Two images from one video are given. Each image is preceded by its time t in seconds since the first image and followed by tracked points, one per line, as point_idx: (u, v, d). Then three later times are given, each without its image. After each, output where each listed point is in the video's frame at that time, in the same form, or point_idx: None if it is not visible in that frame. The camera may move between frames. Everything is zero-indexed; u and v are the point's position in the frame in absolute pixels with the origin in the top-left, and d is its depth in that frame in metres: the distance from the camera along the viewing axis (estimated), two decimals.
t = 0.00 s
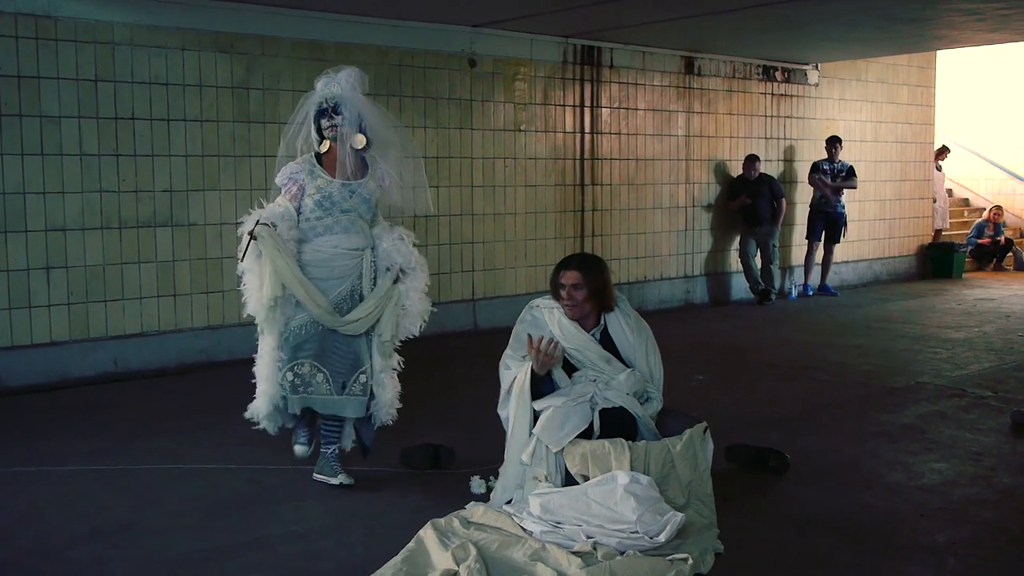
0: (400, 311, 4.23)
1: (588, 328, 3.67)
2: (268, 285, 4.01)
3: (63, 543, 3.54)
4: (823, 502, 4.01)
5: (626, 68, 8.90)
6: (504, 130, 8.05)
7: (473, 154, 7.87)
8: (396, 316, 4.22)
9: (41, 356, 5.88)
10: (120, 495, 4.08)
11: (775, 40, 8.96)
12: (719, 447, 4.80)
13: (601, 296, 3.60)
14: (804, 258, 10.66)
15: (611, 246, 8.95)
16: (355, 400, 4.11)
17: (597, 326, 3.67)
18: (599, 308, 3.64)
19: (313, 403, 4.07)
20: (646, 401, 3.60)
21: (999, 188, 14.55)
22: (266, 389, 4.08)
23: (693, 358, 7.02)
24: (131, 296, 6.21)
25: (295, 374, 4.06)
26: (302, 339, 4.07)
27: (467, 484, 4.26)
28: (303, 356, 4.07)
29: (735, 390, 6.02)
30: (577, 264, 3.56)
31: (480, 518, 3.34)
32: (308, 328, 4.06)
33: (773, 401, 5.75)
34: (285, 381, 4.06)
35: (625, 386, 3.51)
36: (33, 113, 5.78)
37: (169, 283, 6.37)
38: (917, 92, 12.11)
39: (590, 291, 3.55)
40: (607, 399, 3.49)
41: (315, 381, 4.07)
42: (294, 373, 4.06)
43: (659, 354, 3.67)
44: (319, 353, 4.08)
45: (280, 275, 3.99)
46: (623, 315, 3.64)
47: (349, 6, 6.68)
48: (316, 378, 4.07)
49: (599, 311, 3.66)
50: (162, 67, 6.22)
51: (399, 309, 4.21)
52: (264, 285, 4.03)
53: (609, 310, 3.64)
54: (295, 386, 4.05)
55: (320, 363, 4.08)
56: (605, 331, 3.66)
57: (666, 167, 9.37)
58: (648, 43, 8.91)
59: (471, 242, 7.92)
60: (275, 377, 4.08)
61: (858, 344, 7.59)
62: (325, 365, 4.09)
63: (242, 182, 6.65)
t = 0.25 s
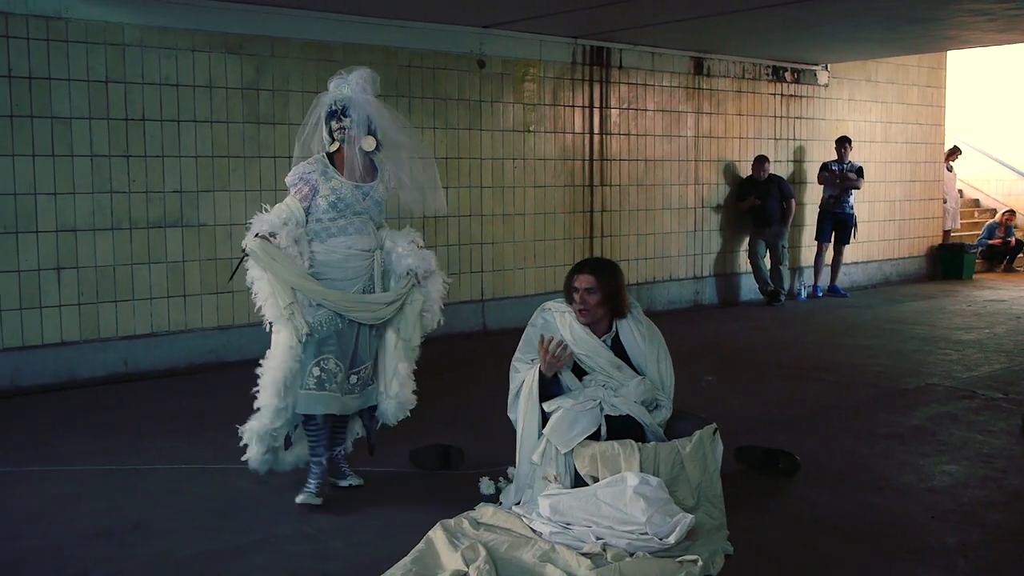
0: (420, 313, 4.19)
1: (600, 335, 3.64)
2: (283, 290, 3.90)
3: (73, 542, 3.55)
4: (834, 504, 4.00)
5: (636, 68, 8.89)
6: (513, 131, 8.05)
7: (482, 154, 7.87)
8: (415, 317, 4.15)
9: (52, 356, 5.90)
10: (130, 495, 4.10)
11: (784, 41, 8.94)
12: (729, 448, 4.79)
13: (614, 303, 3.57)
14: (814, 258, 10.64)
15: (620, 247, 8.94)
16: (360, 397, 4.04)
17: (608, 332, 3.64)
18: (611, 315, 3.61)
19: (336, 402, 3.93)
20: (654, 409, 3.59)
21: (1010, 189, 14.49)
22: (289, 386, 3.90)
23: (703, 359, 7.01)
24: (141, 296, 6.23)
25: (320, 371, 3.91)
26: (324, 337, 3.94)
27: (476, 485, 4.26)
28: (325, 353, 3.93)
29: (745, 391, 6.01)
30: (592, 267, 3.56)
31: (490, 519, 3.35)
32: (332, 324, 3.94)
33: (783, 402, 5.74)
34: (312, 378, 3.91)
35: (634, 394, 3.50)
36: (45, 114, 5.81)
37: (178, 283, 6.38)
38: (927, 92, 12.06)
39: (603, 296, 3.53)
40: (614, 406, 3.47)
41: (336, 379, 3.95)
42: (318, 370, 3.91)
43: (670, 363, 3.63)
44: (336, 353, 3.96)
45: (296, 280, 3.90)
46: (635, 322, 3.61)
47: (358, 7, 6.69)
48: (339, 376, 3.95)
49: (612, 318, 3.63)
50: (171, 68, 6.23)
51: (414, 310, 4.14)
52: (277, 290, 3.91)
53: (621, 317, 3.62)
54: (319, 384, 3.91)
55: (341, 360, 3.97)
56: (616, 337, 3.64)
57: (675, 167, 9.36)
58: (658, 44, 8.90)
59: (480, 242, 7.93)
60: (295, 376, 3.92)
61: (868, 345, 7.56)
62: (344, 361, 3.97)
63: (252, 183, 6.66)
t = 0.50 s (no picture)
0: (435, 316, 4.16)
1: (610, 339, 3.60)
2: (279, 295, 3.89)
3: (85, 542, 3.56)
4: (845, 506, 3.99)
5: (646, 68, 8.88)
6: (523, 131, 8.05)
7: (492, 155, 7.87)
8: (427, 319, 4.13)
9: (64, 356, 5.93)
10: (142, 495, 4.11)
11: (795, 41, 8.91)
12: (739, 449, 4.78)
13: (619, 312, 3.51)
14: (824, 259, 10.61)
15: (630, 248, 8.93)
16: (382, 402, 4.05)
17: (619, 335, 3.60)
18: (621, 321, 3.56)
19: (354, 410, 3.93)
20: (663, 413, 3.57)
21: (1021, 189, 14.42)
22: (311, 399, 3.92)
23: (713, 360, 6.99)
24: (152, 297, 6.25)
25: (339, 381, 3.92)
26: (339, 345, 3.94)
27: (487, 485, 4.26)
28: (343, 362, 3.94)
29: (755, 392, 5.99)
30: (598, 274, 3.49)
31: (501, 520, 3.34)
32: (344, 332, 3.94)
33: (793, 403, 5.72)
34: (329, 388, 3.93)
35: (641, 400, 3.47)
36: (57, 115, 5.83)
37: (189, 284, 6.40)
38: (938, 92, 12.02)
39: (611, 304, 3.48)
40: (622, 413, 3.45)
41: (353, 385, 3.93)
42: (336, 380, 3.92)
43: (681, 369, 3.61)
44: (351, 358, 3.95)
45: (291, 284, 3.88)
46: (646, 326, 3.57)
47: (369, 7, 6.70)
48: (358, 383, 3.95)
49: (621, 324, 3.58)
50: (182, 68, 6.25)
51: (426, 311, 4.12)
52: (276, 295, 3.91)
53: (631, 323, 3.57)
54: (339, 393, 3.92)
55: (360, 368, 3.96)
56: (626, 340, 3.60)
57: (686, 168, 9.34)
58: (668, 44, 8.89)
59: (490, 243, 7.93)
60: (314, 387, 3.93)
61: (879, 346, 7.53)
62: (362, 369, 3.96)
63: (263, 183, 6.68)
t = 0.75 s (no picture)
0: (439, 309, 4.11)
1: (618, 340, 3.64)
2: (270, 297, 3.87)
3: (98, 538, 3.58)
4: (857, 504, 3.97)
5: (657, 65, 8.87)
6: (533, 129, 8.04)
7: (502, 152, 7.87)
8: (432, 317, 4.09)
9: (76, 354, 5.96)
10: (154, 492, 4.13)
11: (806, 37, 8.88)
12: (750, 447, 4.77)
13: (632, 319, 3.55)
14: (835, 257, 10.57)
15: (640, 245, 8.92)
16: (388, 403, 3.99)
17: (627, 335, 3.63)
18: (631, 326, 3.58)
19: (351, 412, 3.89)
20: (674, 409, 3.56)
21: None
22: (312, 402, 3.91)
23: (724, 358, 6.97)
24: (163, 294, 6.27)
25: (337, 383, 3.89)
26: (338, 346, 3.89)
27: (497, 483, 4.26)
28: (340, 364, 3.90)
29: (766, 390, 5.98)
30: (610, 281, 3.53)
31: (512, 517, 3.34)
32: (342, 333, 3.88)
33: (804, 401, 5.71)
34: (329, 390, 3.90)
35: (652, 396, 3.47)
36: (69, 112, 5.86)
37: (200, 281, 6.42)
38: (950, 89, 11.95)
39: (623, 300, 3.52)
40: (633, 408, 3.45)
41: (350, 387, 3.90)
42: (332, 383, 3.89)
43: (690, 366, 3.60)
44: (349, 360, 3.91)
45: (281, 285, 3.84)
46: (655, 324, 3.60)
47: (379, 5, 6.71)
48: (357, 384, 3.91)
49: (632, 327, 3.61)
50: (193, 66, 6.27)
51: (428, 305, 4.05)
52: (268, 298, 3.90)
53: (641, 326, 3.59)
54: (337, 395, 3.89)
55: (359, 368, 3.91)
56: (635, 340, 3.63)
57: (696, 165, 9.32)
58: (679, 41, 8.87)
59: (500, 241, 7.93)
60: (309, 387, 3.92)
61: (891, 344, 7.50)
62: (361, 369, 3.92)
63: (273, 181, 6.69)
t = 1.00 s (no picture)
0: (433, 305, 3.98)
1: (626, 342, 3.63)
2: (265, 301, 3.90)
3: (110, 538, 3.60)
4: (868, 506, 3.96)
5: (667, 67, 8.86)
6: (544, 130, 8.05)
7: (512, 154, 7.87)
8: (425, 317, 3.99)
9: (88, 354, 5.98)
10: (165, 492, 4.14)
11: (817, 39, 8.86)
12: (760, 449, 4.76)
13: (645, 311, 3.54)
14: (846, 258, 10.54)
15: (650, 247, 8.91)
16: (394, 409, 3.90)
17: (635, 338, 3.62)
18: (640, 323, 3.57)
19: (352, 417, 3.84)
20: (683, 409, 3.55)
21: None
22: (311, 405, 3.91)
23: (734, 359, 6.95)
24: (174, 295, 6.30)
25: (338, 389, 3.85)
26: (338, 351, 3.86)
27: (507, 484, 4.26)
28: (340, 369, 3.86)
29: (776, 391, 5.96)
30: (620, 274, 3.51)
31: (521, 518, 3.35)
32: (341, 338, 3.85)
33: (814, 402, 5.69)
34: (331, 396, 3.87)
35: (662, 396, 3.48)
36: (81, 114, 5.89)
37: (211, 282, 6.44)
38: (962, 90, 11.91)
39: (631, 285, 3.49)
40: (643, 409, 3.45)
41: (353, 392, 3.85)
42: (333, 388, 3.85)
43: (699, 367, 3.61)
44: (352, 365, 3.86)
45: (272, 288, 3.87)
46: (662, 326, 3.59)
47: (390, 7, 6.72)
48: (358, 389, 3.86)
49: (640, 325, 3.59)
50: (204, 68, 6.29)
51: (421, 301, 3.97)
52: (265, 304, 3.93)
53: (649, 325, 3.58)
54: (338, 400, 3.84)
55: (359, 372, 3.86)
56: (642, 342, 3.62)
57: (706, 166, 9.31)
58: (689, 42, 8.86)
59: (510, 242, 7.93)
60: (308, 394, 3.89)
61: (902, 346, 7.47)
62: (362, 374, 3.87)
63: (284, 182, 6.71)
